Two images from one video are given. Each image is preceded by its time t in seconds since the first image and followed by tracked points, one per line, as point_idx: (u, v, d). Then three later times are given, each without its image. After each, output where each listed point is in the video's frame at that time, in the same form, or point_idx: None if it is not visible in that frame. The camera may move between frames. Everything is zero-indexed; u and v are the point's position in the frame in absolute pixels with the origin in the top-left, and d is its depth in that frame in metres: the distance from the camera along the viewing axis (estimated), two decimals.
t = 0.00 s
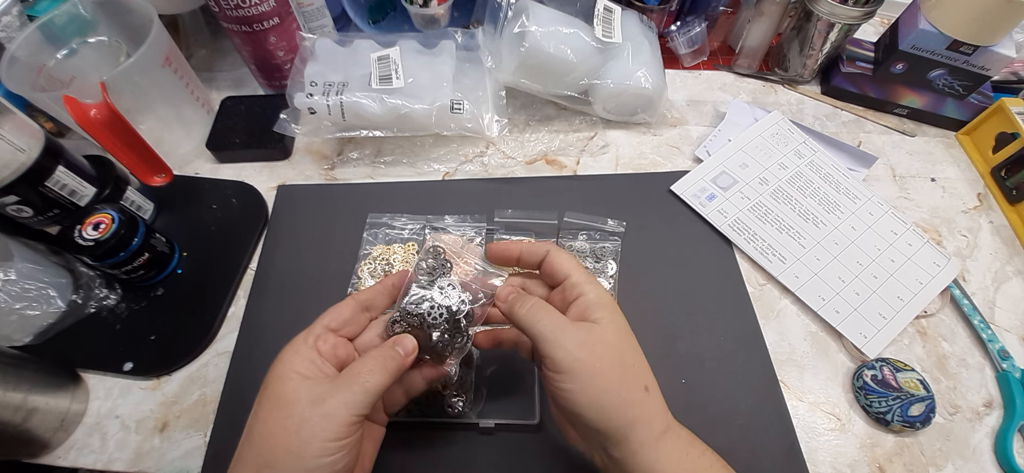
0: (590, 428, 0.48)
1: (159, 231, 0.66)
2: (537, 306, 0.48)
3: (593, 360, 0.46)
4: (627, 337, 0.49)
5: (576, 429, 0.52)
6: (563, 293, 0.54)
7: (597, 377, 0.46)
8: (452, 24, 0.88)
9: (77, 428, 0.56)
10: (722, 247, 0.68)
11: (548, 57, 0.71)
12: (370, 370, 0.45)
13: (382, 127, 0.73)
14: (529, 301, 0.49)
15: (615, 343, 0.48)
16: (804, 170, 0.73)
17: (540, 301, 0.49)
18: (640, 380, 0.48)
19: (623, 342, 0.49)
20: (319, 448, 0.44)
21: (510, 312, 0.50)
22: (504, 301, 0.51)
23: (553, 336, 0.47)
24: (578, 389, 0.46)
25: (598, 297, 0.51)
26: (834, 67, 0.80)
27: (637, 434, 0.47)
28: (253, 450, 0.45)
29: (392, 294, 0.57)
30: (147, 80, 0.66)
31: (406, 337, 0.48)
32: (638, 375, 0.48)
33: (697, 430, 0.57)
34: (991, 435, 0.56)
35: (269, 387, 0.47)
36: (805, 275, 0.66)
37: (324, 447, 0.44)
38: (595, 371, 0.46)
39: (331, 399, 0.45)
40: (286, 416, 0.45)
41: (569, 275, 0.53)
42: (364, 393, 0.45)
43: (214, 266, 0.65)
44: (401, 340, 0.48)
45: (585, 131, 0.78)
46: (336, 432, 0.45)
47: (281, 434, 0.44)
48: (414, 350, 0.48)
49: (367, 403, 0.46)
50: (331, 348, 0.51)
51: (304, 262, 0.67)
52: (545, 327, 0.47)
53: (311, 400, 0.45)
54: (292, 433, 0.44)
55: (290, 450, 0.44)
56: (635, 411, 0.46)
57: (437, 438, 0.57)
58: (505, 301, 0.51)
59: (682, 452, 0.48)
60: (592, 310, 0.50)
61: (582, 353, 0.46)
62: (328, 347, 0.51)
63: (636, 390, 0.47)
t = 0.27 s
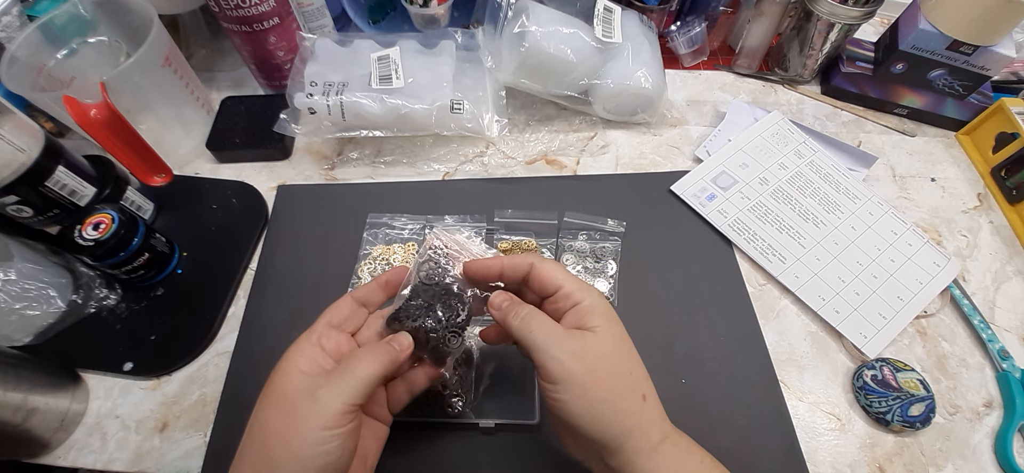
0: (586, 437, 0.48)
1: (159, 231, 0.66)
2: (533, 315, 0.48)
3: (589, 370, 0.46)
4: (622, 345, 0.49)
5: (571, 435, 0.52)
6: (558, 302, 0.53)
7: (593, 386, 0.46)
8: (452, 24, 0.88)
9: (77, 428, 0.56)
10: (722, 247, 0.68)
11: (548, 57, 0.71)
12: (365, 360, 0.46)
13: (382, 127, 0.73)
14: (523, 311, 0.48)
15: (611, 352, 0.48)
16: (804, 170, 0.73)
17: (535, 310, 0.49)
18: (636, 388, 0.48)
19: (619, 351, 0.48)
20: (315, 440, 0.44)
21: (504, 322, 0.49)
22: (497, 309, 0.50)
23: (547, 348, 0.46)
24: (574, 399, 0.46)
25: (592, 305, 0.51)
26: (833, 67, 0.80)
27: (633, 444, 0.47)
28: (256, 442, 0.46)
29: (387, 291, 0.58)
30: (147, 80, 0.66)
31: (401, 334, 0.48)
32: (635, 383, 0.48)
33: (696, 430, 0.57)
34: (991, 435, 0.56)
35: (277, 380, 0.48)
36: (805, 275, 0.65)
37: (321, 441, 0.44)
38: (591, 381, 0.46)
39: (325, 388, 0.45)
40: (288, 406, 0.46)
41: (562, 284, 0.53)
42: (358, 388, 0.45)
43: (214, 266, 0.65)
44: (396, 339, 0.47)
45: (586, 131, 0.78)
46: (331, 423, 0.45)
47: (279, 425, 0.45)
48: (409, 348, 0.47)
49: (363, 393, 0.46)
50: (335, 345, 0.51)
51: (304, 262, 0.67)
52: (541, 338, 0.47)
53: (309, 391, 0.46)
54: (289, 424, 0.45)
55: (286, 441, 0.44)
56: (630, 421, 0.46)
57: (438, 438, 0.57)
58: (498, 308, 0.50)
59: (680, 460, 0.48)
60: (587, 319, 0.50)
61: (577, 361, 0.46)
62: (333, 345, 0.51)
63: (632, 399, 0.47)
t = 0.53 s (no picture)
0: (592, 433, 0.48)
1: (159, 231, 0.66)
2: (532, 316, 0.48)
3: (595, 365, 0.46)
4: (628, 341, 0.49)
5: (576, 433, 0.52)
6: (563, 300, 0.53)
7: (599, 382, 0.46)
8: (452, 24, 0.88)
9: (77, 428, 0.56)
10: (722, 247, 0.68)
11: (548, 57, 0.71)
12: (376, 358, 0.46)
13: (382, 127, 0.73)
14: (523, 312, 0.48)
15: (617, 348, 0.48)
16: (804, 170, 0.73)
17: (535, 310, 0.49)
18: (642, 383, 0.48)
19: (626, 345, 0.49)
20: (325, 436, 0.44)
21: (504, 324, 0.50)
22: (495, 311, 0.51)
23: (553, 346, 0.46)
24: (581, 395, 0.46)
25: (601, 301, 0.51)
26: (833, 67, 0.80)
27: (639, 441, 0.47)
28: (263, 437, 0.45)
29: (394, 300, 0.58)
30: (146, 80, 0.66)
31: (409, 328, 0.48)
32: (641, 378, 0.48)
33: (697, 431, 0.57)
34: (992, 435, 0.56)
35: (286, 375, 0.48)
36: (805, 275, 0.65)
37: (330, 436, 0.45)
38: (597, 377, 0.46)
39: (337, 385, 0.45)
40: (297, 401, 0.45)
41: (568, 281, 0.52)
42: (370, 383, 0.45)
43: (214, 266, 0.65)
44: (406, 332, 0.48)
45: (585, 131, 0.78)
46: (341, 421, 0.45)
47: (288, 419, 0.45)
48: (420, 340, 0.47)
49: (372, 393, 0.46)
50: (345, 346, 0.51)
51: (304, 262, 0.67)
52: (544, 337, 0.47)
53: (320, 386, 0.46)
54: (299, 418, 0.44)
55: (296, 435, 0.44)
56: (636, 417, 0.46)
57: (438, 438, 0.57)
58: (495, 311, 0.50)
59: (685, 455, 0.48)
60: (593, 315, 0.50)
61: (583, 357, 0.46)
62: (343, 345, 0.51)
63: (639, 394, 0.47)
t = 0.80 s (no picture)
0: (591, 430, 0.48)
1: (159, 231, 0.66)
2: (533, 315, 0.47)
3: (593, 362, 0.46)
4: (627, 338, 0.49)
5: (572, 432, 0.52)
6: (565, 297, 0.53)
7: (598, 379, 0.46)
8: (452, 24, 0.88)
9: (77, 428, 0.56)
10: (722, 247, 0.68)
11: (548, 57, 0.71)
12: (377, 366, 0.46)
13: (382, 127, 0.73)
14: (522, 309, 0.48)
15: (615, 345, 0.48)
16: (804, 170, 0.73)
17: (535, 308, 0.48)
18: (640, 380, 0.48)
19: (625, 343, 0.48)
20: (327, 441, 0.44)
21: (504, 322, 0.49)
22: (496, 308, 0.49)
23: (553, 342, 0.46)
24: (580, 392, 0.46)
25: (601, 299, 0.51)
26: (834, 67, 0.80)
27: (636, 438, 0.47)
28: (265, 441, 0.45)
29: (397, 302, 0.58)
30: (146, 80, 0.66)
31: (414, 336, 0.47)
32: (639, 375, 0.48)
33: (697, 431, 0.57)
34: (992, 435, 0.56)
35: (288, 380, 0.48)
36: (805, 275, 0.65)
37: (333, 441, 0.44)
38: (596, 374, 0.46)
39: (341, 390, 0.45)
40: (300, 405, 0.45)
41: (569, 279, 0.52)
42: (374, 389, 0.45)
43: (214, 266, 0.65)
44: (410, 339, 0.47)
45: (586, 131, 0.78)
46: (344, 427, 0.45)
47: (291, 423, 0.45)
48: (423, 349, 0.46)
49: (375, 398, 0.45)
50: (345, 349, 0.51)
51: (304, 262, 0.67)
52: (543, 335, 0.46)
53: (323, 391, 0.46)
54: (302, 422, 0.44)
55: (299, 440, 0.44)
56: (634, 414, 0.46)
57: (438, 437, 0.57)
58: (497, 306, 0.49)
59: (684, 453, 0.47)
60: (593, 313, 0.50)
61: (582, 355, 0.46)
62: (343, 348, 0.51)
63: (637, 392, 0.47)
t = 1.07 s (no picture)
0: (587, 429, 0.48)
1: (159, 231, 0.66)
2: (531, 316, 0.48)
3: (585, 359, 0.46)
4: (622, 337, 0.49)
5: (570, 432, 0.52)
6: (563, 298, 0.53)
7: (591, 377, 0.46)
8: (452, 24, 0.88)
9: (77, 428, 0.56)
10: (722, 247, 0.68)
11: (548, 57, 0.71)
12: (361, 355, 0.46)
13: (382, 127, 0.73)
14: (521, 311, 0.49)
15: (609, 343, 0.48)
16: (804, 170, 0.73)
17: (534, 310, 0.49)
18: (634, 378, 0.47)
19: (620, 343, 0.48)
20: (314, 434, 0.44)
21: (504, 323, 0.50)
22: (496, 310, 0.51)
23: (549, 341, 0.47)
24: (573, 389, 0.46)
25: (599, 300, 0.51)
26: (834, 67, 0.80)
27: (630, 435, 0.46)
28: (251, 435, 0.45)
29: (382, 288, 0.56)
30: (146, 80, 0.66)
31: (399, 320, 0.48)
32: (632, 373, 0.47)
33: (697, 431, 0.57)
34: (992, 435, 0.56)
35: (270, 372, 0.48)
36: (805, 275, 0.65)
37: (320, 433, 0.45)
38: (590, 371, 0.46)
39: (325, 381, 0.45)
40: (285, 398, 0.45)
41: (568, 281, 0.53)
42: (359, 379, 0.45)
43: (214, 266, 0.65)
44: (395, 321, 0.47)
45: (586, 131, 0.78)
46: (329, 418, 0.45)
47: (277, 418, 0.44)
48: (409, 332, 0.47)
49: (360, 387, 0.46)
50: (326, 337, 0.51)
51: (303, 263, 0.67)
52: (539, 334, 0.47)
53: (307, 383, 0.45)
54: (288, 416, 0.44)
55: (286, 433, 0.44)
56: (625, 411, 0.46)
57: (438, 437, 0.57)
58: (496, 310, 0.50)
59: (677, 452, 0.46)
60: (590, 313, 0.50)
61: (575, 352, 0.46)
62: (325, 337, 0.51)
63: (629, 389, 0.47)
